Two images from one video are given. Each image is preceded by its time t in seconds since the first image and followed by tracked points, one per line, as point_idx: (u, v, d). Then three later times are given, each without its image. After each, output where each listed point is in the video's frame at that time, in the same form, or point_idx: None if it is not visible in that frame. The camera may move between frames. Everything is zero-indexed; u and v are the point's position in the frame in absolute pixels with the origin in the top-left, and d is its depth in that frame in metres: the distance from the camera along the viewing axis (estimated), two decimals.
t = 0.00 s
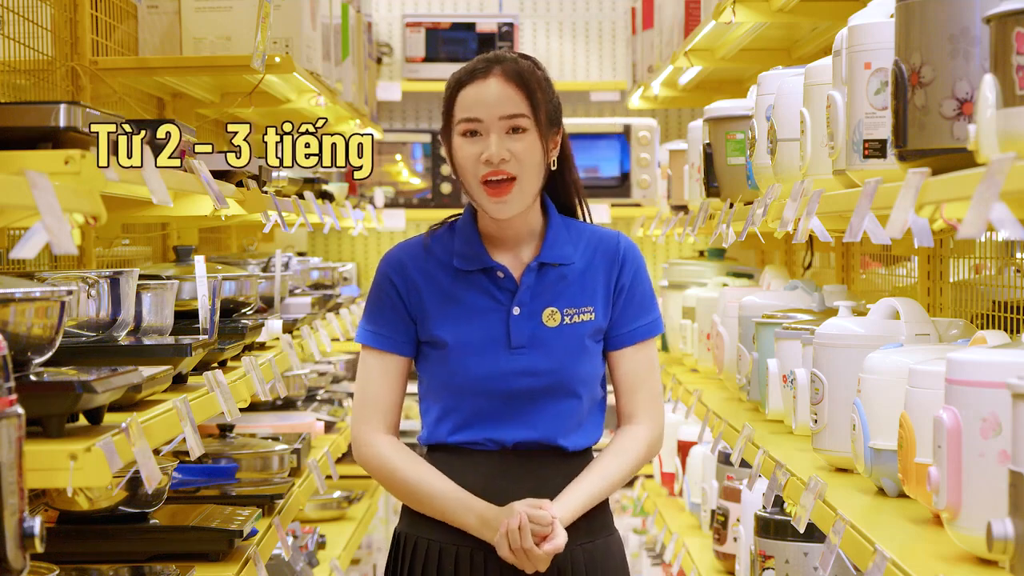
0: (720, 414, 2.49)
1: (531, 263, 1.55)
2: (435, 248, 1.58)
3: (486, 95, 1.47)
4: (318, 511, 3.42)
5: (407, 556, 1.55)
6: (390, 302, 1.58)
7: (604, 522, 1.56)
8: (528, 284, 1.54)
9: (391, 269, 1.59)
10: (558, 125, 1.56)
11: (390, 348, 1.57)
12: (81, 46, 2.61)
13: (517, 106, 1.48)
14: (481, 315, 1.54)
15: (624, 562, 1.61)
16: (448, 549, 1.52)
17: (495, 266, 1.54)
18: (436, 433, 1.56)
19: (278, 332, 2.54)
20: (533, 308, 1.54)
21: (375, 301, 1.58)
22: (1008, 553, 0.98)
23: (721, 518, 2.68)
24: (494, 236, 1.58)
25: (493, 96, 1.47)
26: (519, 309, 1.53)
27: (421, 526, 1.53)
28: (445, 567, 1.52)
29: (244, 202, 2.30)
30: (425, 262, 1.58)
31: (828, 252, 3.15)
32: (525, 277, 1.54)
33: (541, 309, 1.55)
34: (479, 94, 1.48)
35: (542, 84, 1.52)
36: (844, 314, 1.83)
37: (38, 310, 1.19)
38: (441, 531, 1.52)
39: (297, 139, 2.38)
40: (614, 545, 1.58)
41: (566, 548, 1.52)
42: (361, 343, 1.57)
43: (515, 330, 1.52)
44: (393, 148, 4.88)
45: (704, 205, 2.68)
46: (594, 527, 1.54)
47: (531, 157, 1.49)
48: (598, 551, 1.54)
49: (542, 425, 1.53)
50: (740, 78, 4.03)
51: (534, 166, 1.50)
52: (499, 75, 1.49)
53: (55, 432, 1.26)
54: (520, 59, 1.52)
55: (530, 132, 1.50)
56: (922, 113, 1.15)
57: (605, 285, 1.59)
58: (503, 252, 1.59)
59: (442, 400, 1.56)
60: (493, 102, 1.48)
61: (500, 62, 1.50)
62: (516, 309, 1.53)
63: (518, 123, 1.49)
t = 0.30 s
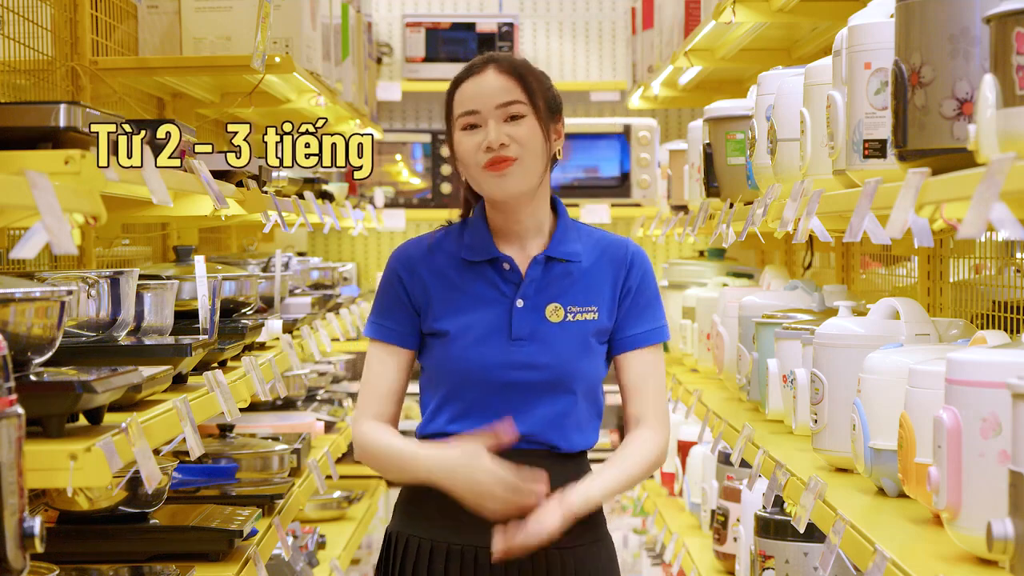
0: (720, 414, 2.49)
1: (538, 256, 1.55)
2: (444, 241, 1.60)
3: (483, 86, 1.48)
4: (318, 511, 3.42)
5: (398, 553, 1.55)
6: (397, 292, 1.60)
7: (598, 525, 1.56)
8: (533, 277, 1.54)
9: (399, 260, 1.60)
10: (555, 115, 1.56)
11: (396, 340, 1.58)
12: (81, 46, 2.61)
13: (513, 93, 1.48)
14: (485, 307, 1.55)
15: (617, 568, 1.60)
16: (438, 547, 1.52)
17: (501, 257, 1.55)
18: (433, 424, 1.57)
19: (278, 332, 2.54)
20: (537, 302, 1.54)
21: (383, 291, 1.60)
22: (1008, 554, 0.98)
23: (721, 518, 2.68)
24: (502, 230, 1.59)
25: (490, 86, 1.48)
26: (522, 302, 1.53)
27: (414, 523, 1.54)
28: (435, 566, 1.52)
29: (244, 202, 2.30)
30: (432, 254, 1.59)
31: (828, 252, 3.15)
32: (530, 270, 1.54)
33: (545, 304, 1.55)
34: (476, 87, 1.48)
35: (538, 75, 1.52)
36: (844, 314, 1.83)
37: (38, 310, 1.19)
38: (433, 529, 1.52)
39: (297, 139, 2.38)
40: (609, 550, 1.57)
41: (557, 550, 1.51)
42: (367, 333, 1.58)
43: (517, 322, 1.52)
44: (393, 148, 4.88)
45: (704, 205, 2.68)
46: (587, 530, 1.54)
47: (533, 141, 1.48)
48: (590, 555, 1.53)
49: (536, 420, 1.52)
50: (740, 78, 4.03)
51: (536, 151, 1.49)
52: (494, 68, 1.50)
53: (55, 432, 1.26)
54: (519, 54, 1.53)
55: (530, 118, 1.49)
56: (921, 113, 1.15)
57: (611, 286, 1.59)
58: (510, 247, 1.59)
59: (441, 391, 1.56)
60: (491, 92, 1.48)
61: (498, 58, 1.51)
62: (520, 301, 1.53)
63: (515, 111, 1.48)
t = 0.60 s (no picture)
0: (720, 414, 2.49)
1: (539, 253, 1.55)
2: (448, 238, 1.62)
3: (499, 90, 1.48)
4: (318, 511, 3.42)
5: (390, 553, 1.55)
6: (399, 288, 1.62)
7: (590, 527, 1.56)
8: (533, 274, 1.54)
9: (403, 256, 1.63)
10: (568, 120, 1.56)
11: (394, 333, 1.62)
12: (81, 46, 2.61)
13: (529, 99, 1.49)
14: (484, 302, 1.55)
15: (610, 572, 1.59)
16: (429, 546, 1.52)
17: (502, 254, 1.56)
18: (428, 417, 1.56)
19: (278, 332, 2.54)
20: (535, 298, 1.54)
21: (388, 288, 1.63)
22: (1008, 553, 0.98)
23: (721, 518, 2.68)
24: (506, 229, 1.60)
25: (507, 90, 1.49)
26: (520, 297, 1.53)
27: (406, 522, 1.54)
28: (426, 565, 1.52)
29: (244, 202, 2.30)
30: (435, 251, 1.61)
31: (828, 252, 3.15)
32: (530, 267, 1.54)
33: (544, 301, 1.55)
34: (492, 90, 1.49)
35: (554, 84, 1.54)
36: (844, 314, 1.83)
37: (38, 310, 1.19)
38: (425, 527, 1.52)
39: (297, 139, 2.38)
40: (601, 552, 1.56)
41: (548, 549, 1.51)
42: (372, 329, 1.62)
43: (514, 317, 1.52)
44: (393, 148, 4.88)
45: (704, 205, 2.68)
46: (579, 531, 1.54)
47: (549, 147, 1.50)
48: (581, 556, 1.53)
49: (529, 416, 1.51)
50: (740, 78, 4.03)
51: (551, 156, 1.50)
52: (508, 71, 1.51)
53: (55, 432, 1.26)
54: (535, 60, 1.54)
55: (545, 123, 1.50)
56: (922, 113, 1.15)
57: (612, 288, 1.59)
58: (511, 246, 1.60)
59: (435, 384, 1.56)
60: (505, 96, 1.49)
61: (515, 62, 1.52)
62: (518, 297, 1.53)
63: (531, 116, 1.49)
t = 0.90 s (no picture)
0: (720, 414, 2.49)
1: (534, 253, 1.55)
2: (442, 239, 1.61)
3: (501, 86, 1.48)
4: (318, 511, 3.42)
5: (389, 554, 1.54)
6: (394, 290, 1.62)
7: (590, 526, 1.56)
8: (528, 274, 1.54)
9: (397, 258, 1.62)
10: (569, 124, 1.56)
11: (390, 336, 1.61)
12: (81, 46, 2.61)
13: (531, 98, 1.49)
14: (480, 303, 1.55)
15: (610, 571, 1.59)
16: (430, 546, 1.52)
17: (497, 254, 1.55)
18: (427, 419, 1.56)
19: (278, 332, 2.54)
20: (531, 299, 1.54)
21: (383, 289, 1.62)
22: (1008, 553, 0.98)
23: (721, 518, 2.68)
24: (501, 230, 1.59)
25: (509, 87, 1.48)
26: (516, 298, 1.53)
27: (406, 523, 1.54)
28: (426, 566, 1.52)
29: (244, 202, 2.30)
30: (430, 251, 1.60)
31: (828, 252, 3.15)
32: (526, 267, 1.54)
33: (540, 301, 1.55)
34: (494, 86, 1.49)
35: (556, 82, 1.54)
36: (844, 314, 1.83)
37: (38, 310, 1.19)
38: (425, 528, 1.52)
39: (301, 139, 2.36)
40: (601, 551, 1.56)
41: (548, 549, 1.51)
42: (369, 332, 1.61)
43: (510, 318, 1.52)
44: (393, 148, 4.87)
45: (704, 205, 2.68)
46: (579, 530, 1.54)
47: (546, 148, 1.49)
48: (581, 555, 1.53)
49: (528, 417, 1.52)
50: (740, 78, 4.03)
51: (547, 157, 1.50)
52: (512, 69, 1.51)
53: (55, 432, 1.26)
54: (538, 59, 1.53)
55: (544, 124, 1.50)
56: (922, 113, 1.15)
57: (608, 287, 1.59)
58: (505, 246, 1.59)
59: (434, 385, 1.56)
60: (507, 93, 1.48)
61: (519, 60, 1.52)
62: (514, 298, 1.53)
63: (531, 115, 1.49)
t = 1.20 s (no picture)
0: (720, 414, 2.49)
1: (520, 251, 1.55)
2: (428, 242, 1.60)
3: (512, 83, 1.48)
4: (318, 511, 3.42)
5: (396, 557, 1.54)
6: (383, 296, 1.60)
7: (595, 523, 1.56)
8: (515, 274, 1.54)
9: (384, 263, 1.61)
10: (569, 129, 1.57)
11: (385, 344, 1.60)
12: (81, 46, 2.61)
13: (540, 98, 1.50)
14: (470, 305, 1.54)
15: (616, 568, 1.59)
16: (436, 548, 1.52)
17: (484, 255, 1.55)
18: (427, 426, 1.56)
19: (278, 332, 2.53)
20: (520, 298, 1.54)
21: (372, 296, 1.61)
22: (1007, 553, 0.98)
23: (721, 518, 2.68)
24: (489, 228, 1.58)
25: (519, 84, 1.49)
26: (505, 298, 1.53)
27: (411, 525, 1.54)
28: (433, 567, 1.52)
29: (244, 202, 2.30)
30: (416, 256, 1.59)
31: (828, 252, 3.15)
32: (511, 267, 1.54)
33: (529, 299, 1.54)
34: (505, 81, 1.49)
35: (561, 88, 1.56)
36: (844, 314, 1.83)
37: (38, 310, 1.19)
38: (432, 530, 1.52)
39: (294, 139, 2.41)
40: (608, 548, 1.56)
41: (554, 547, 1.51)
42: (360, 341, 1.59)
43: (499, 319, 1.51)
44: (393, 148, 4.87)
45: (704, 205, 2.68)
46: (584, 527, 1.54)
47: (548, 147, 1.49)
48: (587, 553, 1.53)
49: (525, 418, 1.52)
50: (740, 78, 4.03)
51: (548, 157, 1.50)
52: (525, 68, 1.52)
53: (55, 432, 1.26)
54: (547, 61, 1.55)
55: (550, 125, 1.50)
56: (922, 113, 1.15)
57: (595, 280, 1.59)
58: (494, 246, 1.59)
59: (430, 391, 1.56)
60: (516, 90, 1.49)
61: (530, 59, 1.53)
62: (502, 299, 1.52)
63: (539, 115, 1.49)
